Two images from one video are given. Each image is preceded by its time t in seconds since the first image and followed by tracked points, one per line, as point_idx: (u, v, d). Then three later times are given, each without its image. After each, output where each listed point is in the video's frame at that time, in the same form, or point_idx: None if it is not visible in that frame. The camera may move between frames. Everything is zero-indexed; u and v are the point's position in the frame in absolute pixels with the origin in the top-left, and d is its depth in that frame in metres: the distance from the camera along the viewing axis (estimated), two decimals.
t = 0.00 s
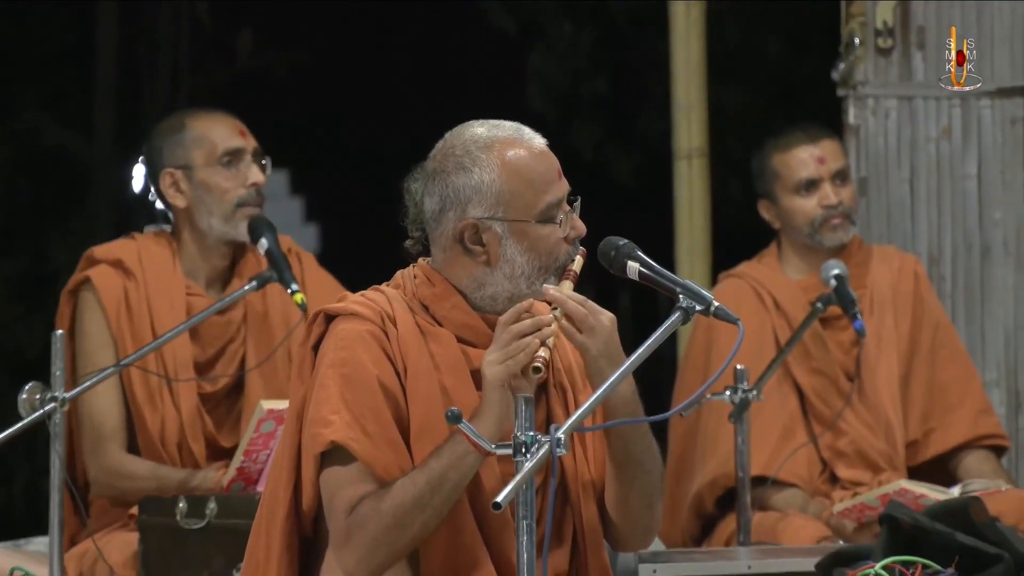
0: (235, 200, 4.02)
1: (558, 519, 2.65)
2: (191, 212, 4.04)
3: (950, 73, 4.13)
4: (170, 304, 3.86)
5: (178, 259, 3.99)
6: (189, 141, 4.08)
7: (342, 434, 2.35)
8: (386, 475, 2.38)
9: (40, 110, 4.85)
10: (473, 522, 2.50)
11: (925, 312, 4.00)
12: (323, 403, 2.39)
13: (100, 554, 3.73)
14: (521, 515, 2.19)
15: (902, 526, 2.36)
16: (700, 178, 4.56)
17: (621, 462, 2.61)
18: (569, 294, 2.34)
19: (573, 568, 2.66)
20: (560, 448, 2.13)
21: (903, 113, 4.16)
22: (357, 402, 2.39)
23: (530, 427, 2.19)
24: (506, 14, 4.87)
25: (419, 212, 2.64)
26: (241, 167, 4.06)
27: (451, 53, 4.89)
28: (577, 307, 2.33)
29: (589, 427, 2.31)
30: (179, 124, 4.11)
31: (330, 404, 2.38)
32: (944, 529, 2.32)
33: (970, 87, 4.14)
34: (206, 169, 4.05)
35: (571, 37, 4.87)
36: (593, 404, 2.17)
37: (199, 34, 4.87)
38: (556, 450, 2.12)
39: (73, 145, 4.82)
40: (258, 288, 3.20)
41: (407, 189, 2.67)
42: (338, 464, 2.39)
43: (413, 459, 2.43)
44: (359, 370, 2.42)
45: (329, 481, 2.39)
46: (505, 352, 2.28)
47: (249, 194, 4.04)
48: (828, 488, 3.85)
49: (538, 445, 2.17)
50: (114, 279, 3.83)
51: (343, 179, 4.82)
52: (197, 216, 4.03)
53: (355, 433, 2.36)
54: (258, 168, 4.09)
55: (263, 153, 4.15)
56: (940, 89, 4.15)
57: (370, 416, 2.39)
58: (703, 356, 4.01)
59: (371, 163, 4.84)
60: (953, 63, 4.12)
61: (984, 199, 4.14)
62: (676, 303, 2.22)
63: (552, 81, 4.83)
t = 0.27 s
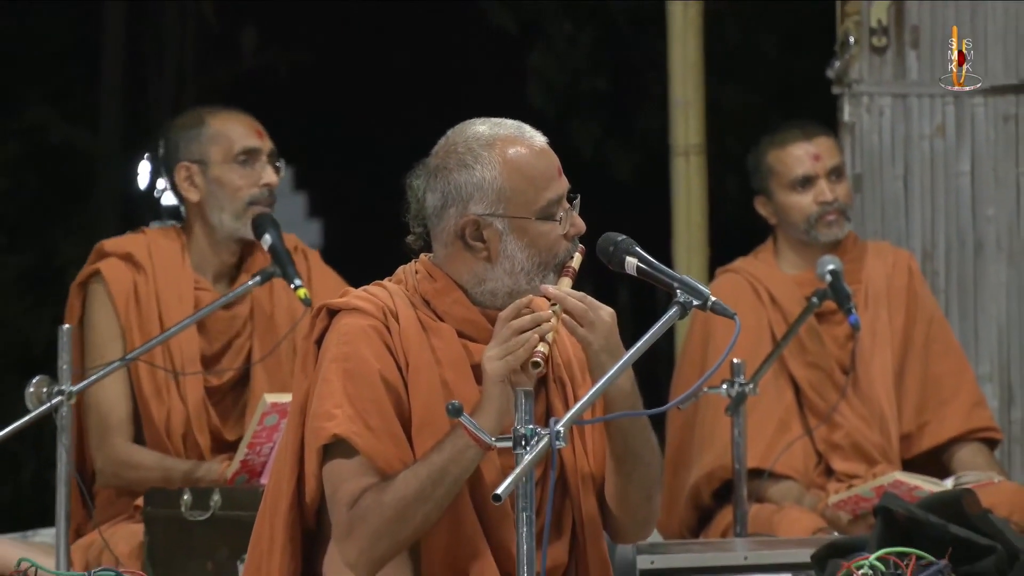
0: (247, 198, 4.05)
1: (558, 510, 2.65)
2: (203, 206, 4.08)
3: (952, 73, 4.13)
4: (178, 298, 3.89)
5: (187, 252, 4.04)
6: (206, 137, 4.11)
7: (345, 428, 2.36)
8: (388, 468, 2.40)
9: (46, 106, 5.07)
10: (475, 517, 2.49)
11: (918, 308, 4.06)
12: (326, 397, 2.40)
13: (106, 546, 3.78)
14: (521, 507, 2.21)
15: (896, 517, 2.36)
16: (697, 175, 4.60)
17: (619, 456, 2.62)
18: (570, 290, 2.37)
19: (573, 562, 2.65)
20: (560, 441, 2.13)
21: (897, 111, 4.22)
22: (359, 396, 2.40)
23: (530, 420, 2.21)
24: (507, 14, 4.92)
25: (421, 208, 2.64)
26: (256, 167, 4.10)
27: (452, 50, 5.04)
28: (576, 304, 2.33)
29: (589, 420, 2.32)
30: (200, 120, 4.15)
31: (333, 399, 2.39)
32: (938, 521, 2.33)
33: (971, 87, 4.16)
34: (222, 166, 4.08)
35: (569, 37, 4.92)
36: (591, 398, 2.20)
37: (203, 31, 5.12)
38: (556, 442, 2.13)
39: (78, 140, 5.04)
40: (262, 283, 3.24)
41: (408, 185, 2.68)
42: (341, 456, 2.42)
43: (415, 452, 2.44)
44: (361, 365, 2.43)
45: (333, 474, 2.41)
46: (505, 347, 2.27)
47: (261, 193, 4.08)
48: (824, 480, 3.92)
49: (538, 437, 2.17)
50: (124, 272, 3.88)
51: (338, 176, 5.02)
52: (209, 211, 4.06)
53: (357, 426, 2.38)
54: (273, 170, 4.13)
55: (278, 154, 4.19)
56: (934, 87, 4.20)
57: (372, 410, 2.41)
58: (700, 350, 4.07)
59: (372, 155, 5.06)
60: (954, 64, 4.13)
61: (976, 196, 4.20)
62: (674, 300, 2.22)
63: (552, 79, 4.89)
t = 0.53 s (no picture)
0: (281, 195, 4.09)
1: (558, 506, 2.70)
2: (236, 199, 4.11)
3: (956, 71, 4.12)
4: (205, 288, 3.95)
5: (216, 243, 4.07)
6: (247, 133, 4.13)
7: (348, 423, 2.42)
8: (391, 463, 2.45)
9: (56, 106, 5.18)
10: (475, 509, 2.55)
11: (912, 305, 4.12)
12: (330, 394, 2.46)
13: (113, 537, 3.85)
14: (520, 501, 2.24)
15: (889, 510, 2.43)
16: (694, 174, 4.66)
17: (623, 447, 2.68)
18: (572, 289, 2.43)
19: (573, 554, 2.70)
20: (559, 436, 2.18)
21: (890, 111, 4.28)
22: (362, 393, 2.46)
23: (530, 415, 2.24)
24: (507, 13, 4.98)
25: (422, 207, 2.71)
26: (293, 167, 4.12)
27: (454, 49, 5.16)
28: (579, 301, 2.39)
29: (589, 416, 2.35)
30: (244, 115, 4.18)
31: (337, 396, 2.45)
32: (931, 513, 2.40)
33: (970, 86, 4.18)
34: (260, 162, 4.10)
35: (568, 37, 4.99)
36: (592, 391, 2.23)
37: (209, 31, 5.17)
38: (555, 437, 2.17)
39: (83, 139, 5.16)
40: (266, 280, 3.30)
41: (410, 185, 2.74)
42: (345, 452, 2.46)
43: (418, 448, 2.50)
44: (365, 363, 2.49)
45: (337, 468, 2.46)
46: (508, 346, 2.31)
47: (295, 193, 4.10)
48: (818, 474, 3.98)
49: (537, 432, 2.21)
50: (154, 258, 3.94)
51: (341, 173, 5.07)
52: (243, 205, 4.09)
53: (361, 422, 2.43)
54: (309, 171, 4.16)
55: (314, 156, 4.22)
56: (928, 87, 4.25)
57: (376, 407, 2.47)
58: (697, 345, 4.13)
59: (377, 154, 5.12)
60: (957, 63, 4.08)
61: (969, 194, 4.26)
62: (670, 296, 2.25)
63: (552, 80, 4.95)
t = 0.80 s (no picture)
0: (310, 198, 4.26)
1: (557, 499, 2.77)
2: (266, 198, 4.28)
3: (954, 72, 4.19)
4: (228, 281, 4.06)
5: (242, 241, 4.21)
6: (281, 135, 4.30)
7: (351, 420, 2.48)
8: (393, 458, 2.51)
9: (61, 104, 5.15)
10: (476, 503, 2.62)
11: (906, 302, 4.19)
12: (334, 390, 2.52)
13: (120, 531, 3.91)
14: (520, 495, 2.30)
15: (884, 504, 2.57)
16: (691, 173, 4.75)
17: (625, 441, 2.75)
18: (572, 288, 2.49)
19: (573, 546, 2.77)
20: (558, 431, 2.24)
21: (884, 111, 4.34)
22: (365, 389, 2.53)
23: (529, 410, 2.31)
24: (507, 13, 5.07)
25: (424, 206, 2.78)
26: (323, 171, 4.29)
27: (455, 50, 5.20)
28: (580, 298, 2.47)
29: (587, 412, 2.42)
30: (280, 118, 4.35)
31: (340, 392, 2.51)
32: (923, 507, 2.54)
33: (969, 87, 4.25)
34: (291, 163, 4.27)
35: (567, 38, 5.09)
36: (589, 389, 2.29)
37: (213, 31, 5.18)
38: (554, 432, 2.24)
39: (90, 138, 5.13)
40: (271, 278, 3.36)
41: (413, 184, 2.81)
42: (347, 449, 2.53)
43: (419, 443, 2.56)
44: (367, 360, 2.55)
45: (340, 465, 2.52)
46: (507, 344, 2.36)
47: (323, 196, 4.28)
48: (814, 469, 4.05)
49: (537, 427, 2.28)
50: (181, 250, 4.06)
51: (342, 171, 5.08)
52: (272, 204, 4.26)
53: (364, 418, 2.50)
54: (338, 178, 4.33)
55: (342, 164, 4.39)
56: (921, 88, 4.32)
57: (378, 404, 2.53)
58: (694, 341, 4.20)
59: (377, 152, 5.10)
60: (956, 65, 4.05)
61: (961, 193, 4.33)
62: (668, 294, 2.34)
63: (551, 79, 5.04)
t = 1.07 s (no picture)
0: (315, 199, 4.32)
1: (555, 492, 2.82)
2: (272, 198, 4.34)
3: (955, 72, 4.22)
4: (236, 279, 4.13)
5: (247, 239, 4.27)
6: (290, 137, 4.37)
7: (353, 414, 2.54)
8: (395, 452, 2.57)
9: (69, 106, 5.18)
10: (476, 496, 2.67)
11: (899, 298, 4.26)
12: (336, 386, 2.58)
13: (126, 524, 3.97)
14: (521, 489, 2.36)
15: (878, 497, 2.77)
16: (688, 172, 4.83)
17: (624, 434, 2.81)
18: (571, 283, 2.54)
19: (572, 538, 2.83)
20: (559, 425, 2.28)
21: (879, 111, 4.41)
22: (367, 384, 2.58)
23: (530, 405, 2.35)
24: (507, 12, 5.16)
25: (425, 204, 2.84)
26: (328, 173, 4.35)
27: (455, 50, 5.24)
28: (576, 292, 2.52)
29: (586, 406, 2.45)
30: (287, 120, 4.41)
31: (342, 388, 2.57)
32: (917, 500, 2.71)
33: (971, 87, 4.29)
34: (298, 164, 4.34)
35: (567, 38, 5.16)
36: (589, 383, 2.33)
37: (218, 31, 5.21)
38: (554, 427, 2.27)
39: (95, 137, 5.18)
40: (275, 275, 3.43)
41: (413, 183, 2.87)
42: (350, 443, 2.59)
43: (420, 437, 2.62)
44: (369, 356, 2.60)
45: (342, 458, 2.59)
46: (508, 339, 2.42)
47: (328, 198, 4.33)
48: (808, 462, 4.12)
49: (537, 422, 2.31)
50: (189, 248, 4.13)
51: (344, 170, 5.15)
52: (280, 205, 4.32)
53: (367, 412, 2.56)
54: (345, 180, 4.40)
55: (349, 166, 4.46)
56: (915, 87, 4.39)
57: (380, 400, 2.58)
58: (690, 338, 4.27)
59: (379, 151, 5.16)
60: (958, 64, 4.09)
61: (955, 192, 4.39)
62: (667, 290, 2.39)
63: (550, 79, 5.12)
